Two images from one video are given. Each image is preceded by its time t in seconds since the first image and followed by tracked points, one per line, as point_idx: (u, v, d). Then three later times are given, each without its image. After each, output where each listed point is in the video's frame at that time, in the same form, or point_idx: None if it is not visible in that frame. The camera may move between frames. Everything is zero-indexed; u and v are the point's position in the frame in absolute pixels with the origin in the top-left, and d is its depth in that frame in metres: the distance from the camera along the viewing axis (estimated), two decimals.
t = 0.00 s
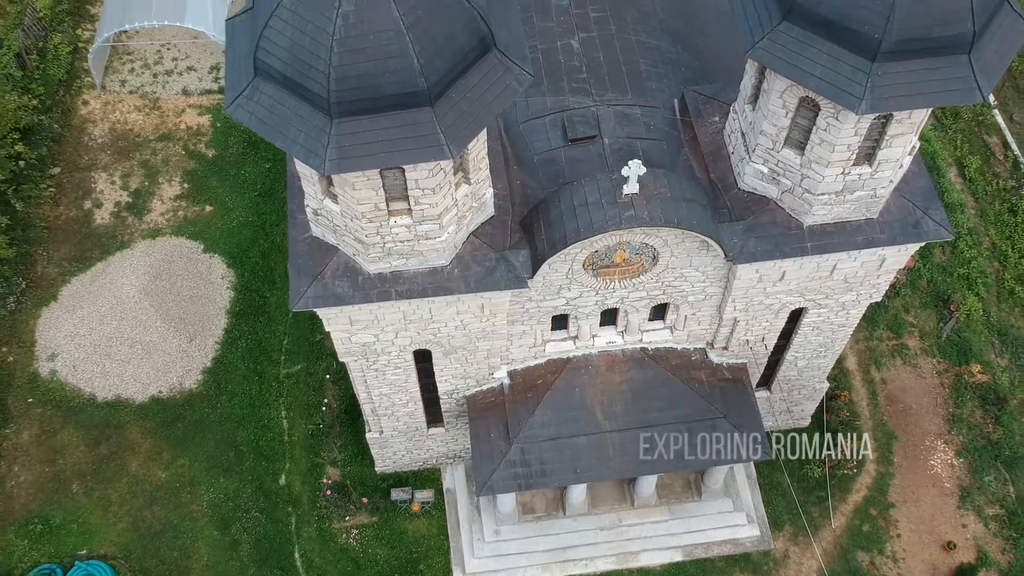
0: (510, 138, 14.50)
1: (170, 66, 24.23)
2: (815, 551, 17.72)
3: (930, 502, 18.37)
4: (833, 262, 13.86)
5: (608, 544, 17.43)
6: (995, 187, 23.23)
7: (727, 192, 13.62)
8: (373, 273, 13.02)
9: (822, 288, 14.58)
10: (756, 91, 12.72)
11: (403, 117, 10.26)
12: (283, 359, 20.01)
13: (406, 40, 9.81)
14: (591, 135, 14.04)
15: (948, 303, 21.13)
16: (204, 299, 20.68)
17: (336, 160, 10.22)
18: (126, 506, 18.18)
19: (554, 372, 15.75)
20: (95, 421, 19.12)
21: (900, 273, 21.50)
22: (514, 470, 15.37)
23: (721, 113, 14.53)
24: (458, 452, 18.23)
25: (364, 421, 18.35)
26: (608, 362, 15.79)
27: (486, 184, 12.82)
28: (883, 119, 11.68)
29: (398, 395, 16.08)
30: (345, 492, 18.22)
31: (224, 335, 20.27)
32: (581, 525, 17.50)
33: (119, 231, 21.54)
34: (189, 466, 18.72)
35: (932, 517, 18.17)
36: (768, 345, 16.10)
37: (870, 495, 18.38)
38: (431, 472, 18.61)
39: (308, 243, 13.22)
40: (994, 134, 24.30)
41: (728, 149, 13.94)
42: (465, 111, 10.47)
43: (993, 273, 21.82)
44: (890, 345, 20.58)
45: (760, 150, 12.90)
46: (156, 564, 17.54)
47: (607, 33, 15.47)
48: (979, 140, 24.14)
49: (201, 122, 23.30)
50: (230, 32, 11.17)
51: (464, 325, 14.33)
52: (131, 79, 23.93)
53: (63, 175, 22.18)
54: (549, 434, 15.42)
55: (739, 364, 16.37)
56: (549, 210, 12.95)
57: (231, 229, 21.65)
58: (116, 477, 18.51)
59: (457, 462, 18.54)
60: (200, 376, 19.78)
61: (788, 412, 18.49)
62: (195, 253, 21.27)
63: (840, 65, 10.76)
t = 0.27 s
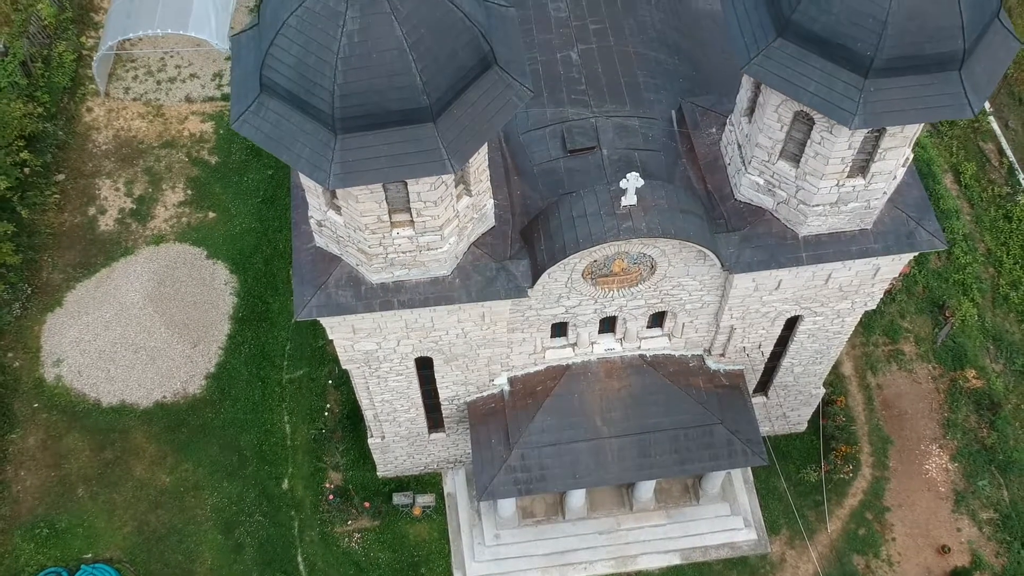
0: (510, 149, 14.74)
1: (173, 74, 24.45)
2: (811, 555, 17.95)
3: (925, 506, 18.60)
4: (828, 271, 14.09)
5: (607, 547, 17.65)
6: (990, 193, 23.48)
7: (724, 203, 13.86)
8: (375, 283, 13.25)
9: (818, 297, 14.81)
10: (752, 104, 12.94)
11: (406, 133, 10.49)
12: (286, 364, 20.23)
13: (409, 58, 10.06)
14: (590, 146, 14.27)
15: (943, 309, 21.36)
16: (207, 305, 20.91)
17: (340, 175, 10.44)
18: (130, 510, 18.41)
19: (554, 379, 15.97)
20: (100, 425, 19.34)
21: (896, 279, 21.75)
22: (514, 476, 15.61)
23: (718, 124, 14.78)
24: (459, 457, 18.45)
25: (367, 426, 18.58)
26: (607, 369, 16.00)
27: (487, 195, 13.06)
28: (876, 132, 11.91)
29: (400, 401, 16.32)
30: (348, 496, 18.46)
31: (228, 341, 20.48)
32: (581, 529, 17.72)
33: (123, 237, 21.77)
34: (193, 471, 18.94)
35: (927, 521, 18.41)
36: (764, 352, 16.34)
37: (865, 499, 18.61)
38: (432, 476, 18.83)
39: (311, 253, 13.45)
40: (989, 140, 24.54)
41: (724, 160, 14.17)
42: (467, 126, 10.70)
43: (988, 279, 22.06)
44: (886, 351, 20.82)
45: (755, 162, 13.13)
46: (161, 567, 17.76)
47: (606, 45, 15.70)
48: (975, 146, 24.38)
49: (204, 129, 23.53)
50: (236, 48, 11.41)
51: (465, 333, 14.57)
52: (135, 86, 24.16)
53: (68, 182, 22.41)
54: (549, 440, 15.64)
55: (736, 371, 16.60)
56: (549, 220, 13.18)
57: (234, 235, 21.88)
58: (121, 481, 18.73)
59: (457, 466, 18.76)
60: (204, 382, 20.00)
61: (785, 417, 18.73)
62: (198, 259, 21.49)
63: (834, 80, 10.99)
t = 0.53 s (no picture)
0: (510, 160, 14.98)
1: (177, 81, 24.69)
2: (807, 558, 18.20)
3: (920, 510, 18.84)
4: (823, 280, 14.33)
5: (606, 551, 17.89)
6: (985, 200, 23.73)
7: (720, 214, 14.11)
8: (378, 292, 13.50)
9: (813, 305, 15.05)
10: (748, 117, 13.18)
11: (408, 148, 10.74)
12: (288, 370, 20.46)
13: (412, 76, 10.30)
14: (589, 157, 14.50)
15: (938, 314, 21.60)
16: (211, 311, 21.14)
17: (344, 190, 10.67)
18: (135, 514, 18.64)
19: (553, 386, 16.21)
20: (105, 431, 19.58)
21: (892, 285, 21.99)
22: (514, 481, 15.85)
23: (715, 135, 15.03)
24: (459, 461, 18.68)
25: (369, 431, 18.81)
26: (606, 375, 16.23)
27: (488, 207, 13.29)
28: (869, 146, 12.15)
29: (401, 407, 16.56)
30: (350, 500, 18.71)
31: (231, 347, 20.71)
32: (580, 533, 17.96)
33: (127, 244, 22.01)
34: (197, 475, 19.18)
35: (922, 525, 18.65)
36: (761, 359, 16.58)
37: (861, 504, 18.85)
38: (433, 481, 19.06)
39: (315, 263, 13.70)
40: (984, 147, 24.79)
41: (721, 171, 14.41)
42: (467, 142, 10.95)
43: (983, 285, 22.30)
44: (881, 356, 21.06)
45: (751, 174, 13.37)
46: (165, 571, 18.00)
47: (605, 57, 15.94)
48: (970, 153, 24.63)
49: (207, 136, 23.76)
50: (243, 65, 11.66)
51: (466, 341, 14.81)
52: (139, 93, 24.40)
53: (73, 189, 22.65)
54: (548, 446, 15.88)
55: (733, 377, 16.83)
56: (548, 231, 13.42)
57: (237, 242, 22.11)
58: (126, 486, 18.97)
59: (458, 471, 18.99)
60: (207, 387, 20.23)
61: (781, 423, 18.97)
62: (202, 266, 21.73)
63: (827, 96, 11.22)
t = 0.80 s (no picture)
0: (510, 171, 15.23)
1: (180, 89, 24.93)
2: (803, 562, 18.45)
3: (914, 514, 19.09)
4: (818, 290, 14.58)
5: (605, 555, 18.13)
6: (980, 206, 23.97)
7: (717, 225, 14.36)
8: (380, 303, 13.74)
9: (808, 314, 15.31)
10: (744, 130, 13.43)
11: (411, 164, 10.98)
12: (291, 376, 20.69)
13: (415, 94, 10.55)
14: (587, 169, 14.75)
15: (933, 321, 21.85)
16: (214, 317, 21.39)
17: (349, 205, 10.91)
18: (140, 519, 18.88)
19: (553, 393, 16.45)
20: (111, 436, 19.82)
21: (888, 292, 22.24)
22: (514, 487, 16.10)
23: (712, 147, 15.29)
24: (460, 467, 18.92)
25: (370, 436, 19.06)
26: (605, 383, 16.48)
27: (488, 219, 13.54)
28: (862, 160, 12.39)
29: (403, 414, 16.81)
30: (352, 505, 18.95)
31: (234, 353, 20.95)
32: (579, 537, 18.19)
33: (131, 251, 22.26)
34: (201, 480, 19.42)
35: (917, 529, 18.90)
36: (757, 366, 16.83)
37: (857, 508, 19.10)
38: (434, 486, 19.30)
39: (319, 274, 13.95)
40: (980, 154, 25.03)
41: (718, 183, 14.67)
42: (469, 158, 11.19)
43: (978, 291, 22.56)
44: (877, 362, 21.30)
45: (747, 186, 13.62)
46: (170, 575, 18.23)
47: (603, 69, 16.20)
48: (966, 160, 24.88)
49: (210, 144, 23.99)
50: (249, 82, 11.92)
51: (467, 349, 15.06)
52: (142, 101, 24.64)
53: (77, 196, 22.89)
54: (548, 452, 16.14)
55: (730, 384, 17.07)
56: (548, 243, 13.66)
57: (240, 249, 22.36)
58: (131, 491, 19.21)
59: (459, 476, 19.24)
60: (211, 393, 20.48)
61: (778, 428, 19.21)
62: (206, 272, 21.97)
63: (821, 113, 11.45)
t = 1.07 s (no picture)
0: (511, 183, 15.48)
1: (183, 97, 25.17)
2: (800, 567, 18.69)
3: (909, 519, 19.34)
4: (813, 300, 14.83)
5: (604, 560, 18.31)
6: (976, 214, 24.23)
7: (714, 237, 14.61)
8: (383, 313, 13.99)
9: (804, 323, 15.55)
10: (740, 144, 13.68)
11: (413, 181, 11.24)
12: (294, 382, 20.93)
13: (417, 113, 10.82)
14: (586, 181, 14.99)
15: (928, 327, 22.11)
16: (218, 324, 21.64)
17: (352, 221, 11.16)
18: (145, 524, 19.12)
19: (552, 401, 16.70)
20: (116, 442, 20.07)
21: (883, 299, 22.50)
22: (515, 493, 16.35)
23: (708, 159, 15.55)
24: (461, 473, 19.15)
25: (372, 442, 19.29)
26: (604, 391, 16.72)
27: (489, 231, 13.79)
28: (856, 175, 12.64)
29: (405, 421, 17.06)
30: (354, 510, 19.19)
31: (238, 360, 21.20)
32: (578, 543, 18.40)
33: (136, 258, 22.51)
34: (205, 486, 19.65)
35: (912, 534, 19.14)
36: (754, 374, 17.09)
37: (852, 513, 19.35)
38: (435, 491, 19.54)
39: (323, 285, 14.21)
40: (975, 162, 25.28)
41: (714, 195, 14.92)
42: (470, 174, 11.44)
43: (973, 298, 22.82)
44: (873, 369, 21.55)
45: (743, 199, 13.87)
46: None
47: (602, 82, 16.45)
48: (961, 168, 25.13)
49: (213, 152, 24.23)
50: (255, 100, 12.19)
51: (468, 358, 15.31)
52: (146, 110, 24.89)
53: (82, 204, 23.14)
54: (548, 459, 16.39)
55: (727, 392, 17.31)
56: (547, 255, 13.91)
57: (244, 256, 22.60)
58: (136, 496, 19.45)
59: (460, 482, 19.47)
60: (215, 400, 20.73)
61: (775, 434, 19.46)
62: (209, 280, 22.22)
63: (814, 130, 11.69)
